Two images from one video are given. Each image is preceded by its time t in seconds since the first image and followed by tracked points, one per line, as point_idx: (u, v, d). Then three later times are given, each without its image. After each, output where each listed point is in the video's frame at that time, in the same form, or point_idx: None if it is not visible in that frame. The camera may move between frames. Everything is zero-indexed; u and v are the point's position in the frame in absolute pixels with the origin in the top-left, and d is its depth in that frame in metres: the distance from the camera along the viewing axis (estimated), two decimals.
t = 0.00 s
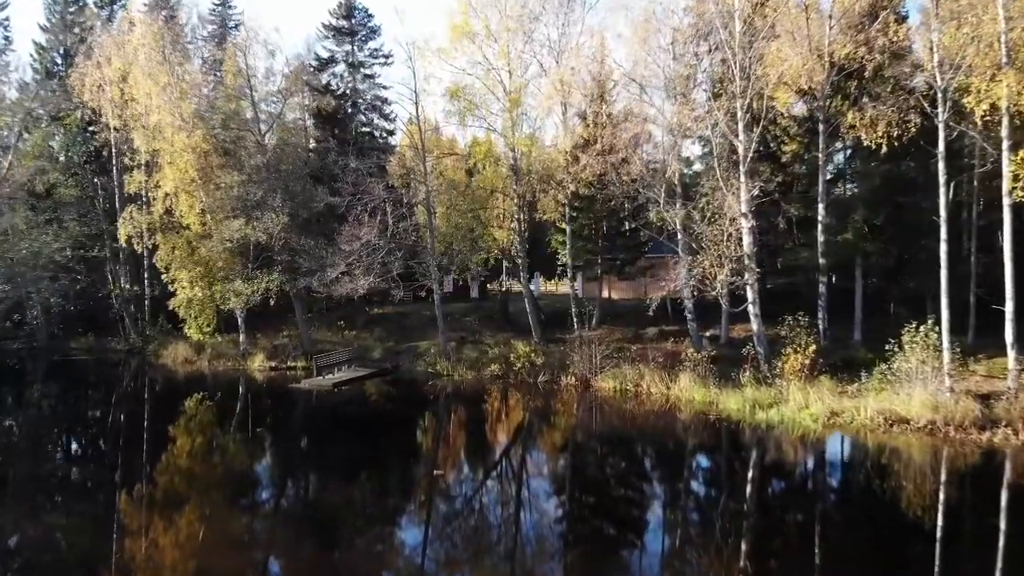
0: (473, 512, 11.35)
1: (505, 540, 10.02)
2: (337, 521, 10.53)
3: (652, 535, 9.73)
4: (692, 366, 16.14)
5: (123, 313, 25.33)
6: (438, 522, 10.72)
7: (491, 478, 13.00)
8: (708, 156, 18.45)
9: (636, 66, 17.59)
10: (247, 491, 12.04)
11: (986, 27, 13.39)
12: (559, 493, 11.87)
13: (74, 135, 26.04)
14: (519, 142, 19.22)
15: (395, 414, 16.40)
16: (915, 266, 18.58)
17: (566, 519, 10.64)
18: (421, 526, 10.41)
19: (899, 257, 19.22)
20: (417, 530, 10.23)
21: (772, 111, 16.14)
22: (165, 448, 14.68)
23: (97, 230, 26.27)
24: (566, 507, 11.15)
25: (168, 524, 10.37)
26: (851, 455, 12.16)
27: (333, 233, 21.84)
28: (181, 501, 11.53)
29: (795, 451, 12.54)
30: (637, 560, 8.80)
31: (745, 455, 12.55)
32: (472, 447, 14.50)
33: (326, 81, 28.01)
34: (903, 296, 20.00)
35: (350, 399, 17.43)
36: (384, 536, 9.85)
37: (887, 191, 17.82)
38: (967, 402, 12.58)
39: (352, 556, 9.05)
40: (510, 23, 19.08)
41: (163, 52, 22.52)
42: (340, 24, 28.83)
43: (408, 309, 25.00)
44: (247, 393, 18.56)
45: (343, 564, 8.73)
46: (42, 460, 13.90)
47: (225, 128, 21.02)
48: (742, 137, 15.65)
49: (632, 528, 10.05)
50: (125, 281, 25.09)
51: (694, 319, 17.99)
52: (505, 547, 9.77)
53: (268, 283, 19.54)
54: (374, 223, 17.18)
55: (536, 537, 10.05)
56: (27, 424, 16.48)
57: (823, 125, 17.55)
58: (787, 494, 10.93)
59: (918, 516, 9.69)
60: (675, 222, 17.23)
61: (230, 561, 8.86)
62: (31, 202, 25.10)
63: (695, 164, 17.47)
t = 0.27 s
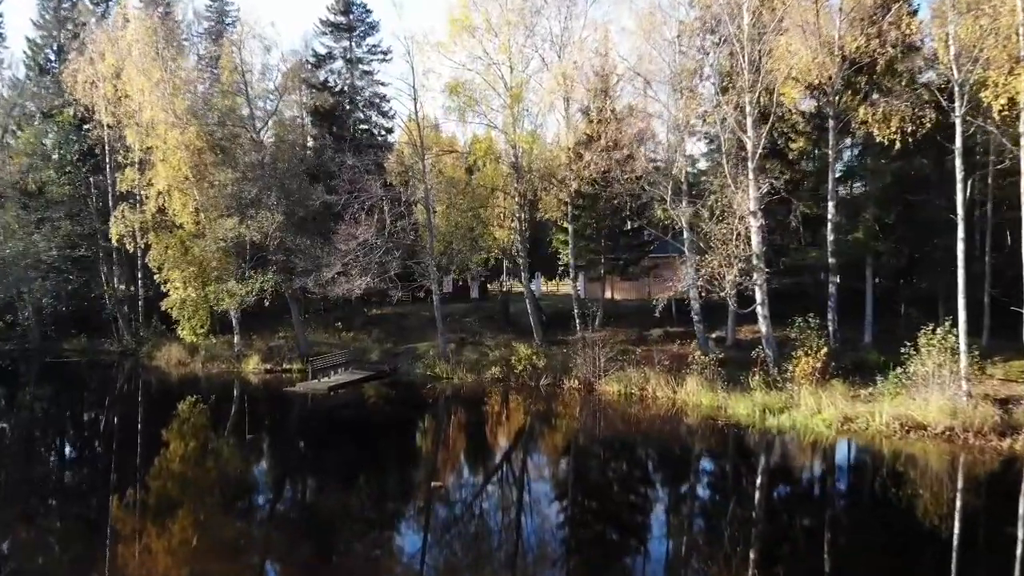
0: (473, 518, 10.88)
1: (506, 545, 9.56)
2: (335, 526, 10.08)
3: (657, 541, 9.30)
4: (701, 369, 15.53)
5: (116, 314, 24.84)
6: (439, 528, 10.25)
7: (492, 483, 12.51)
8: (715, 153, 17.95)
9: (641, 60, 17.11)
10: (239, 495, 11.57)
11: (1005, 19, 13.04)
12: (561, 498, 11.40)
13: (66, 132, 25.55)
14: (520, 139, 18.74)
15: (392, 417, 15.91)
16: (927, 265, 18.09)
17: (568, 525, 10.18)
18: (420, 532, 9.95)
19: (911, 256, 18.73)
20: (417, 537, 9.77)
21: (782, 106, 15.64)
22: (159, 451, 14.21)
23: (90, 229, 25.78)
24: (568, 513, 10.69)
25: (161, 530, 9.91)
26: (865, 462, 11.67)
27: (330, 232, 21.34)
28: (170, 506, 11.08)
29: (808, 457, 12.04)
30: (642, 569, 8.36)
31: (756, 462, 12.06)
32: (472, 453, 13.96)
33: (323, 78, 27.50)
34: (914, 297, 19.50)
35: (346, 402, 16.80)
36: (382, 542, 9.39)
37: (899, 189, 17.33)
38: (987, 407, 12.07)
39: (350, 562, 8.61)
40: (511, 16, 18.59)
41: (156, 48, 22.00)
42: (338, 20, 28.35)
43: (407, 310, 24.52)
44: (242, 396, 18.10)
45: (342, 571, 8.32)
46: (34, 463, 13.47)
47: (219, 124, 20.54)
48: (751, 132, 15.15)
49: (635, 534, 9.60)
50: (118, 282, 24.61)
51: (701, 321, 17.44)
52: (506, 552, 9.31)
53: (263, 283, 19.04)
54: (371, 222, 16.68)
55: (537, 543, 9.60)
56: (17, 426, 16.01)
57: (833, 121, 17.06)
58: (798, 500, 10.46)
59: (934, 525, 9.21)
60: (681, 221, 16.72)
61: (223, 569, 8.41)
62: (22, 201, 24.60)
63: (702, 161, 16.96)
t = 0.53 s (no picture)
0: (472, 523, 10.39)
1: (507, 552, 9.09)
2: (332, 531, 9.62)
3: (661, 550, 8.84)
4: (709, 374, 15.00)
5: (110, 316, 24.37)
6: (438, 534, 9.77)
7: (492, 488, 12.02)
8: (722, 150, 17.45)
9: (646, 54, 16.61)
10: (230, 501, 11.11)
11: None
12: (563, 504, 10.91)
13: (58, 129, 25.05)
14: (522, 136, 18.24)
15: (390, 421, 15.41)
16: (940, 265, 17.57)
17: (569, 531, 9.70)
18: (418, 538, 9.47)
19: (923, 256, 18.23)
20: (417, 543, 9.30)
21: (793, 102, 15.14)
22: (149, 454, 13.78)
23: (83, 229, 25.28)
24: (571, 518, 10.22)
25: (154, 536, 9.46)
26: (881, 469, 11.17)
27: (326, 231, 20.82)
28: (157, 510, 10.63)
29: (822, 464, 11.53)
30: None
31: (768, 468, 11.56)
32: (472, 457, 13.46)
33: (321, 74, 26.98)
34: (926, 297, 18.97)
35: (342, 406, 16.32)
36: (379, 547, 8.94)
37: (912, 187, 16.81)
38: (1008, 413, 11.52)
39: (349, 569, 8.18)
40: (512, 9, 18.09)
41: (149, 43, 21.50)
42: (336, 16, 27.85)
43: (405, 312, 24.01)
44: (236, 399, 17.63)
45: None
46: (26, 466, 13.03)
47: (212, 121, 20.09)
48: (760, 128, 14.65)
49: (640, 541, 9.13)
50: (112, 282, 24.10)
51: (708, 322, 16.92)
52: (507, 559, 8.84)
53: (257, 284, 18.54)
54: (368, 220, 16.18)
55: (537, 549, 9.14)
56: (5, 429, 15.53)
57: (844, 117, 16.56)
58: (811, 507, 9.98)
59: (951, 535, 8.73)
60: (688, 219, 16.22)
61: None
62: (14, 199, 24.13)
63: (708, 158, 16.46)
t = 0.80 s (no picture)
0: (472, 529, 9.96)
1: (507, 559, 8.65)
2: (329, 537, 9.22)
3: (665, 558, 8.45)
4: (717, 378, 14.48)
5: (102, 317, 23.84)
6: (436, 540, 9.34)
7: (492, 493, 11.54)
8: (729, 146, 16.95)
9: (651, 47, 16.12)
10: (219, 506, 10.66)
11: None
12: (565, 509, 10.48)
13: (49, 126, 24.57)
14: (523, 133, 17.77)
15: (388, 424, 14.94)
16: (953, 265, 17.10)
17: (572, 538, 9.27)
18: (417, 546, 9.03)
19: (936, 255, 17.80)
20: (416, 550, 8.89)
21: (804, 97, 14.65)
22: (138, 459, 13.34)
23: (76, 228, 24.80)
24: (573, 525, 9.76)
25: (145, 543, 9.09)
26: (898, 475, 10.71)
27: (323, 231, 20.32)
28: (143, 517, 10.17)
29: (836, 471, 11.06)
30: None
31: (780, 474, 11.10)
32: (471, 463, 12.96)
33: (318, 71, 26.46)
34: (938, 298, 18.48)
35: (339, 409, 15.79)
36: (372, 554, 8.49)
37: (925, 184, 16.34)
38: None
39: None
40: (513, 2, 17.61)
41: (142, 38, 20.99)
42: (333, 12, 27.33)
43: (403, 313, 23.51)
44: (229, 403, 17.15)
45: None
46: (17, 469, 12.61)
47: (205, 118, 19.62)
48: (769, 123, 14.17)
49: (646, 549, 8.69)
50: (104, 283, 23.62)
51: (715, 324, 16.40)
52: (507, 566, 8.41)
53: (251, 285, 18.05)
54: (364, 219, 15.70)
55: (538, 555, 8.72)
56: None
57: (856, 112, 16.08)
58: (825, 514, 9.52)
59: (970, 545, 8.27)
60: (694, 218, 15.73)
61: None
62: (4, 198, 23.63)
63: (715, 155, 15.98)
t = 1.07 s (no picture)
0: (470, 536, 9.52)
1: (507, 567, 8.23)
2: (323, 543, 8.82)
3: (670, 566, 8.04)
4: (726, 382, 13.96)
5: (95, 318, 23.38)
6: (434, 548, 8.91)
7: (492, 500, 11.07)
8: (736, 143, 16.48)
9: (656, 41, 15.64)
10: (207, 513, 10.21)
11: None
12: (567, 514, 10.05)
13: (41, 124, 24.10)
14: (524, 130, 17.32)
15: (385, 427, 14.47)
16: (966, 265, 16.64)
17: (574, 544, 8.84)
18: (414, 553, 8.62)
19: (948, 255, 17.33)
20: (413, 558, 8.47)
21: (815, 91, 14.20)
22: (131, 463, 12.86)
23: (68, 227, 24.34)
24: (576, 531, 9.31)
25: (136, 550, 8.71)
26: (915, 483, 10.26)
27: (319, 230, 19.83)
28: (127, 524, 9.73)
29: (850, 479, 10.59)
30: None
31: (792, 482, 10.65)
32: (471, 469, 12.46)
33: (315, 67, 26.00)
34: (950, 299, 18.02)
35: (334, 414, 15.18)
36: (366, 561, 8.07)
37: (937, 182, 15.90)
38: None
39: None
40: None
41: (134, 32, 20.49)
42: (330, 7, 26.87)
43: (402, 314, 23.02)
44: (222, 406, 16.66)
45: None
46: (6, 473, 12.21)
47: (198, 114, 19.16)
48: (779, 118, 13.70)
49: (652, 557, 8.26)
50: (97, 283, 23.17)
51: (722, 327, 15.90)
52: None
53: (245, 285, 17.56)
54: (361, 218, 15.21)
55: (539, 564, 8.30)
56: None
57: (867, 108, 15.63)
58: (841, 523, 9.07)
59: (990, 556, 7.85)
60: (701, 217, 15.24)
61: None
62: None
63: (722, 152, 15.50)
